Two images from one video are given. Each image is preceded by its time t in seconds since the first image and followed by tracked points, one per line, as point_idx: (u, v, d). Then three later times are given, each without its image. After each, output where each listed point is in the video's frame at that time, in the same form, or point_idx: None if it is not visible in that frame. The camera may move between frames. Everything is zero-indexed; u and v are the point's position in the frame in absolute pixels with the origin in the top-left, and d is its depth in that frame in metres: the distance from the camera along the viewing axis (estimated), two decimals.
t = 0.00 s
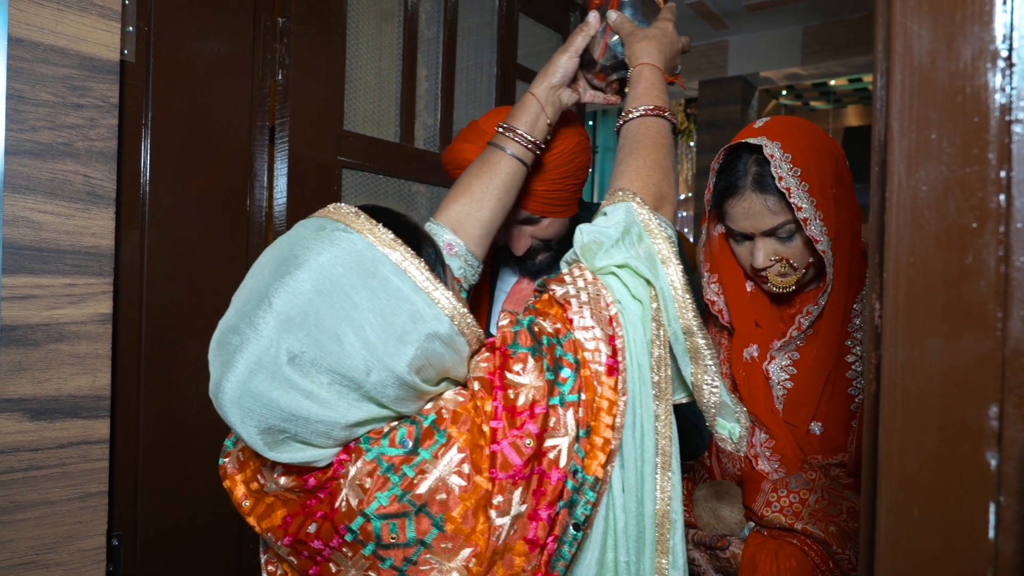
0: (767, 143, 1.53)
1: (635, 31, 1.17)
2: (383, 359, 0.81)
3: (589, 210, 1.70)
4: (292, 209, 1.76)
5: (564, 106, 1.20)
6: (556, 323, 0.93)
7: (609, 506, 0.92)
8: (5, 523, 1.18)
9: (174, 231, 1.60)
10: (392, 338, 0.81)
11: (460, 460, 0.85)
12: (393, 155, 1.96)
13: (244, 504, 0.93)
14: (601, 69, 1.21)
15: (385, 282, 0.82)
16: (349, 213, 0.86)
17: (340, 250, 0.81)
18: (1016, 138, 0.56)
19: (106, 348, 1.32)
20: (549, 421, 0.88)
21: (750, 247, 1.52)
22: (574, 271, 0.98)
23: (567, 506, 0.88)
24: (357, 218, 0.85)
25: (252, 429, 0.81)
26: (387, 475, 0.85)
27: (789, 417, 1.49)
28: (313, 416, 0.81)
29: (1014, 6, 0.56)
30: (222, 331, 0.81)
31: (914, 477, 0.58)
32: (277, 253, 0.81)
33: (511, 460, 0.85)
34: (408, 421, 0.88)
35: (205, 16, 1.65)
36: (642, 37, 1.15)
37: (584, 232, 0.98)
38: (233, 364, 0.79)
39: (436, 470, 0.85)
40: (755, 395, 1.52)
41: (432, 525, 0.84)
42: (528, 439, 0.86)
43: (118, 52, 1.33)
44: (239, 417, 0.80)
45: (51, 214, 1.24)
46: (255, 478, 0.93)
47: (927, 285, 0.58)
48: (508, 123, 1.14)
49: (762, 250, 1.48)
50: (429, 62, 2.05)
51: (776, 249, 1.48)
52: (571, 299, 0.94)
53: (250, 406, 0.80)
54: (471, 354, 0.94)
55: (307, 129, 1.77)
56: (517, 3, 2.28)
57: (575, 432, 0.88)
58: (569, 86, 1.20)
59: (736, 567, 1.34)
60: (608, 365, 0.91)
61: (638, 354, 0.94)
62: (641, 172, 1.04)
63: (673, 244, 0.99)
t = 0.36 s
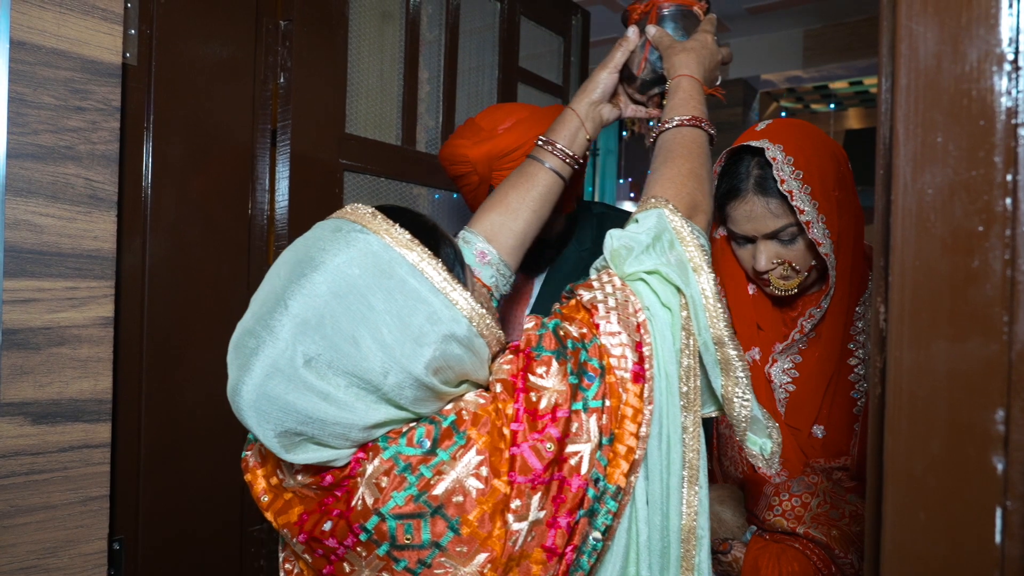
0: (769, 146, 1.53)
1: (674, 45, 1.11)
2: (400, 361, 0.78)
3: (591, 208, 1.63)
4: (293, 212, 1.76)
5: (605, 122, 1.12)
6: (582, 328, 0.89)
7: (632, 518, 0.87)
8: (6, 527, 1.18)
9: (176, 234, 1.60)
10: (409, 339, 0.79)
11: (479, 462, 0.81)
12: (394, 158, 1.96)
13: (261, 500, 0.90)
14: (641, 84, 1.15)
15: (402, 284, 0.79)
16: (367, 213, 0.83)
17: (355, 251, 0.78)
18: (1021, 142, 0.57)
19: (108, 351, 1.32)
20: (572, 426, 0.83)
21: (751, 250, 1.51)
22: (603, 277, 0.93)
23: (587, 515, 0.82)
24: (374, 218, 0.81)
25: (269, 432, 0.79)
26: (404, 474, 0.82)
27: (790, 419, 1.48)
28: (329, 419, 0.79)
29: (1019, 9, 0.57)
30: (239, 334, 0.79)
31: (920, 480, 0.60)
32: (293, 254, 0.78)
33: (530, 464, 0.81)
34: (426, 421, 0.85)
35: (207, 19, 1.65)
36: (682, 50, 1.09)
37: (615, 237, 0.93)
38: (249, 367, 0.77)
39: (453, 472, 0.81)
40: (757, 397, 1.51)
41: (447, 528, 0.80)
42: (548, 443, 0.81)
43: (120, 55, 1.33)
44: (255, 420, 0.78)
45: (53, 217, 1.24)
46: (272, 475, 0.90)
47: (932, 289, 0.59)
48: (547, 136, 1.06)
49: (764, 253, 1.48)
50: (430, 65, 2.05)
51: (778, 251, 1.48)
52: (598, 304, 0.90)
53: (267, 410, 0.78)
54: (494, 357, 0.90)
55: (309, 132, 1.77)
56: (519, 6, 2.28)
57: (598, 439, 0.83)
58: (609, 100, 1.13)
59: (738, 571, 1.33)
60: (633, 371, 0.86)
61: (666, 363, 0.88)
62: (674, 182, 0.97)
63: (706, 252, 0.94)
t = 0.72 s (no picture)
0: (767, 147, 1.51)
1: (707, 51, 1.10)
2: (413, 360, 0.79)
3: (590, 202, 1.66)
4: (294, 214, 1.76)
5: (641, 132, 1.16)
6: (603, 329, 0.88)
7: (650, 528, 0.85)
8: (7, 530, 1.18)
9: (177, 237, 1.60)
10: (423, 339, 0.79)
11: (493, 461, 0.81)
12: (395, 160, 1.96)
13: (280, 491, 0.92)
14: (676, 93, 1.16)
15: (415, 283, 0.79)
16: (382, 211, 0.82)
17: (369, 251, 0.78)
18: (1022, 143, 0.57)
19: (109, 354, 1.32)
20: (589, 427, 0.82)
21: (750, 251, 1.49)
22: (627, 280, 0.92)
23: (603, 520, 0.82)
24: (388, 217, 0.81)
25: (286, 428, 0.81)
26: (417, 469, 0.82)
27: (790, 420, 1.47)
28: (344, 417, 0.80)
29: (1020, 10, 0.57)
30: (256, 332, 0.80)
31: (921, 482, 0.60)
32: (308, 254, 0.79)
33: (545, 464, 0.80)
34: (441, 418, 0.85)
35: (208, 22, 1.65)
36: (714, 57, 1.08)
37: (639, 241, 0.93)
38: (265, 366, 0.78)
39: (467, 469, 0.81)
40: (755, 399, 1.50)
41: (459, 525, 0.80)
42: (564, 444, 0.81)
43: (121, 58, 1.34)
44: (272, 418, 0.80)
45: (54, 220, 1.24)
46: (291, 467, 0.92)
47: (932, 291, 0.60)
48: (582, 146, 1.10)
49: (764, 254, 1.46)
50: (431, 67, 2.05)
51: (777, 253, 1.45)
52: (620, 305, 0.89)
53: (283, 407, 0.79)
54: (513, 356, 0.90)
55: (310, 134, 1.77)
56: (518, 8, 2.28)
57: (615, 442, 0.83)
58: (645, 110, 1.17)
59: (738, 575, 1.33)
60: (655, 374, 0.85)
61: (689, 368, 0.87)
62: (703, 187, 0.96)
63: (734, 257, 0.92)
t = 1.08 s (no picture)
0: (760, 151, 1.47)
1: (730, 49, 1.07)
2: (410, 352, 0.78)
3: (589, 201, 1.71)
4: (290, 215, 1.76)
5: (663, 131, 1.19)
6: (609, 329, 0.89)
7: (655, 535, 0.85)
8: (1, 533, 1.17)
9: (172, 239, 1.60)
10: (421, 331, 0.78)
11: (490, 456, 0.81)
12: (391, 161, 1.96)
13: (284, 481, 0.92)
14: (699, 91, 1.14)
15: (415, 276, 0.78)
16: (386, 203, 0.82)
17: (368, 243, 0.78)
18: (1015, 145, 0.58)
19: (104, 356, 1.32)
20: (589, 426, 0.82)
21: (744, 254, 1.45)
22: (637, 280, 0.92)
23: (603, 522, 0.81)
24: (390, 209, 0.81)
25: (284, 418, 0.81)
26: (414, 463, 0.81)
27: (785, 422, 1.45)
28: (342, 408, 0.80)
29: (1013, 13, 0.57)
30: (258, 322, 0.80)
31: (917, 481, 0.61)
32: (309, 245, 0.79)
33: (542, 462, 0.80)
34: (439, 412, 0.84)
35: (204, 24, 1.65)
36: (738, 54, 1.06)
37: (651, 239, 0.92)
38: (265, 356, 0.79)
39: (465, 465, 0.81)
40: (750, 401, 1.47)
41: (453, 520, 0.80)
42: (563, 443, 0.81)
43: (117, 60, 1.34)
44: (271, 407, 0.80)
45: (49, 222, 1.23)
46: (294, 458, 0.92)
47: (927, 292, 0.60)
48: (604, 146, 1.13)
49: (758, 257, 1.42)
50: (427, 69, 2.06)
51: (772, 255, 1.42)
52: (627, 305, 0.89)
53: (280, 398, 0.79)
54: (518, 352, 0.89)
55: (306, 136, 1.77)
56: (515, 10, 2.28)
57: (617, 443, 0.82)
58: (667, 109, 1.18)
59: None
60: (660, 376, 0.85)
61: (699, 371, 0.87)
62: (720, 188, 0.95)
63: (749, 258, 0.92)
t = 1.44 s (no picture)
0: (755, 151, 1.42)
1: (747, 48, 1.04)
2: (384, 355, 0.77)
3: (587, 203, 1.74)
4: (289, 216, 1.76)
5: (684, 132, 1.20)
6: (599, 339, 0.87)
7: (643, 547, 0.86)
8: None
9: (170, 239, 1.59)
10: (395, 334, 0.77)
11: (463, 466, 0.80)
12: (389, 161, 1.96)
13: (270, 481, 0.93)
14: (721, 90, 1.15)
15: (391, 278, 0.77)
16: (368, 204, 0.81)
17: (346, 244, 0.77)
18: (1013, 144, 0.58)
19: (101, 356, 1.32)
20: (567, 441, 0.81)
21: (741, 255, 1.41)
22: (635, 289, 0.91)
23: (579, 539, 0.81)
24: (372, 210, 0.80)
25: (259, 419, 0.80)
26: (386, 471, 0.80)
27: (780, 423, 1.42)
28: (316, 410, 0.79)
29: (1010, 13, 0.58)
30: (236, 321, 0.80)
31: (916, 481, 0.61)
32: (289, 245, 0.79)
33: (513, 476, 0.79)
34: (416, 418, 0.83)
35: (202, 24, 1.65)
36: (755, 52, 1.02)
37: (650, 247, 0.92)
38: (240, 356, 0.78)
39: (436, 474, 0.80)
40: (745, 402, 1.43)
41: (422, 530, 0.79)
42: (538, 457, 0.79)
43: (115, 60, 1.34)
44: (246, 408, 0.79)
45: (47, 222, 1.23)
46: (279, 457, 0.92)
47: (925, 292, 0.61)
48: (621, 151, 1.17)
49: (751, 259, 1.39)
50: (426, 70, 2.06)
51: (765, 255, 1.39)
52: (618, 316, 0.88)
53: (255, 399, 0.78)
54: (502, 358, 0.87)
55: (305, 137, 1.77)
56: (513, 12, 2.28)
57: (597, 458, 0.81)
58: (688, 109, 1.19)
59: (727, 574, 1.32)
60: (648, 391, 0.84)
61: (694, 389, 0.86)
62: (730, 194, 0.93)
63: (753, 270, 0.89)
